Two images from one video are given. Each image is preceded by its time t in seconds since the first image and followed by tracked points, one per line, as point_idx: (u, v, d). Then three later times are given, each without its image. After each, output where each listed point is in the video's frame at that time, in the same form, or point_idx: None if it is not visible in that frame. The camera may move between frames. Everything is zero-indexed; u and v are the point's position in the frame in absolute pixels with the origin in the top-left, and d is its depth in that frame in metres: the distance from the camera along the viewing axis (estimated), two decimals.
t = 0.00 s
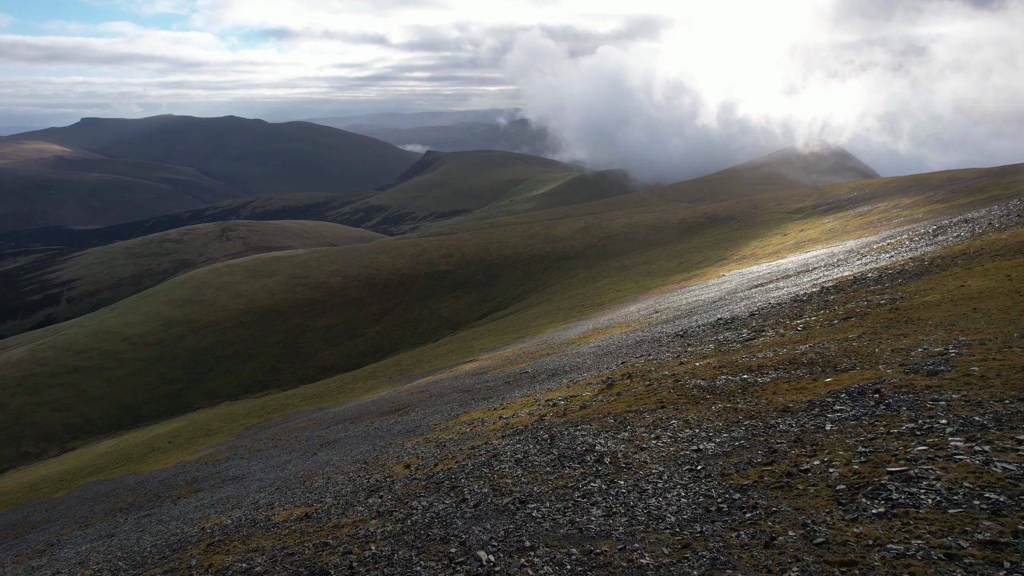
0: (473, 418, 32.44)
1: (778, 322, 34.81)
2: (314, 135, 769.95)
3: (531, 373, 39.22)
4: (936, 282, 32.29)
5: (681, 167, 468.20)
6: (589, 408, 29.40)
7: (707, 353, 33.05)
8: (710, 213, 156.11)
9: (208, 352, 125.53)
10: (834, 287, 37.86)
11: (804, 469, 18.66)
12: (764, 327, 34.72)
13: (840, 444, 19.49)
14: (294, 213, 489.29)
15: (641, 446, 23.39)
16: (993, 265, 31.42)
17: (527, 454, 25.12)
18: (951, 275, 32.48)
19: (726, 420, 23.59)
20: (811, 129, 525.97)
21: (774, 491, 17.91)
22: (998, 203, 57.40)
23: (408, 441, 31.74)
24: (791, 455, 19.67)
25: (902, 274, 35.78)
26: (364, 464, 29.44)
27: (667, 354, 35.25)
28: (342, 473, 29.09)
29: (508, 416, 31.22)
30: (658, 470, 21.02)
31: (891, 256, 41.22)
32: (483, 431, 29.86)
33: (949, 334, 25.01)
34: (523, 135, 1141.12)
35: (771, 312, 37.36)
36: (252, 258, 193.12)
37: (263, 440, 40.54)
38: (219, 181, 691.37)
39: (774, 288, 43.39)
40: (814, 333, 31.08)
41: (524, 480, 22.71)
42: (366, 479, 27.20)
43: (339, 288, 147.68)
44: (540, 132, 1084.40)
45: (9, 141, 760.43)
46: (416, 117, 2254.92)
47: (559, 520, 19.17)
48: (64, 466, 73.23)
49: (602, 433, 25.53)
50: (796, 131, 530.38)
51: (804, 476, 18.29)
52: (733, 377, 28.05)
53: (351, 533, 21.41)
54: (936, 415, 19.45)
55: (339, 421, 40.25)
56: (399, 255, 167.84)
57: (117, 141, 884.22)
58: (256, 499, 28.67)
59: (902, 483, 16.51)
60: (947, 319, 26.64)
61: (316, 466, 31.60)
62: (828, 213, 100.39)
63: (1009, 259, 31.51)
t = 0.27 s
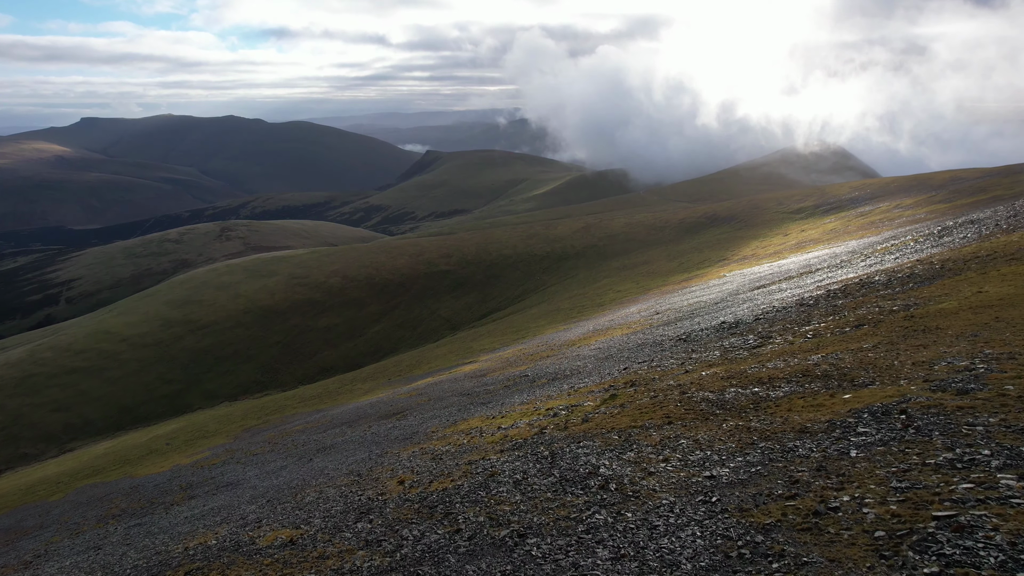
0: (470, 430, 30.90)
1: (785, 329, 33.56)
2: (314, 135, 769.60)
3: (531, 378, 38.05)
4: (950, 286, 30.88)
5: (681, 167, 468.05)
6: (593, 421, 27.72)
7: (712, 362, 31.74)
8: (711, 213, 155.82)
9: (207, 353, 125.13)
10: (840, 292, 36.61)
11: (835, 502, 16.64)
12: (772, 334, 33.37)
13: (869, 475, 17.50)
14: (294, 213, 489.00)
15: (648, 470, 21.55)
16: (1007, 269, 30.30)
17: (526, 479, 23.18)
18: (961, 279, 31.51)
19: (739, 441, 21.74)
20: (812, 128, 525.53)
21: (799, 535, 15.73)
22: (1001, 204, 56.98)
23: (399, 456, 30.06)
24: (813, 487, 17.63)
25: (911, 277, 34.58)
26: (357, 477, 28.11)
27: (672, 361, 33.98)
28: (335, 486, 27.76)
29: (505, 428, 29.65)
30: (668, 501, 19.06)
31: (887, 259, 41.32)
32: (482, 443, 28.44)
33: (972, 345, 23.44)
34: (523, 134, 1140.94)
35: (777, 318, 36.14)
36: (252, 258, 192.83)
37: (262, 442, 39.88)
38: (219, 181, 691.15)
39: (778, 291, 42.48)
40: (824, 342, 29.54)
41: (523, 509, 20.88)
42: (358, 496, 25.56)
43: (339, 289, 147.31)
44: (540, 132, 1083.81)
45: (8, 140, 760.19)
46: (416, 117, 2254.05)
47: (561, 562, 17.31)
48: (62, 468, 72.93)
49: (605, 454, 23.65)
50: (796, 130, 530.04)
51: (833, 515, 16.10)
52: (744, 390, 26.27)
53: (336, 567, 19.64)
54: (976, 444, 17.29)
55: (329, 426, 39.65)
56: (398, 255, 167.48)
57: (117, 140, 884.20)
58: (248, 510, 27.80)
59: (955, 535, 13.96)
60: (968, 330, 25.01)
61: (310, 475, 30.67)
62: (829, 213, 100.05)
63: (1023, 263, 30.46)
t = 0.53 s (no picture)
0: (467, 440, 29.60)
1: (791, 335, 32.46)
2: (314, 134, 769.06)
3: (531, 384, 36.95)
4: (965, 291, 29.73)
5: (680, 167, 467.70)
6: (595, 435, 26.19)
7: (716, 370, 30.58)
8: (711, 213, 155.48)
9: (206, 353, 124.70)
10: (848, 295, 35.54)
11: (869, 546, 14.57)
12: (779, 341, 32.06)
13: (906, 512, 15.52)
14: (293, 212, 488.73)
15: (656, 497, 19.75)
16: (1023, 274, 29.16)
17: (525, 505, 21.17)
18: (973, 281, 30.75)
19: (754, 464, 19.94)
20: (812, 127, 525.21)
21: None
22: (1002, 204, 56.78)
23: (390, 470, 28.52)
24: (845, 526, 15.60)
25: (919, 280, 33.68)
26: (350, 490, 26.88)
27: (677, 368, 32.81)
28: (327, 499, 26.51)
29: (502, 441, 28.27)
30: (682, 535, 17.10)
31: (890, 260, 41.02)
32: (478, 455, 27.15)
33: (1000, 357, 21.88)
34: (523, 134, 1140.37)
35: (784, 322, 35.00)
36: (252, 258, 192.46)
37: (258, 446, 39.35)
38: (219, 181, 690.77)
39: (782, 294, 41.66)
40: (835, 349, 28.19)
41: (522, 541, 18.90)
42: (349, 514, 24.04)
43: (338, 289, 147.00)
44: (540, 131, 1083.10)
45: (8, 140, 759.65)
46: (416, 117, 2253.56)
47: None
48: (60, 469, 72.61)
49: (609, 476, 21.85)
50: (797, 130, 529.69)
51: (876, 563, 13.98)
52: (754, 404, 24.80)
53: None
54: None
55: (325, 428, 39.22)
56: (398, 255, 167.08)
57: (117, 140, 883.68)
58: (238, 521, 26.83)
59: None
60: (993, 339, 23.51)
61: (304, 484, 29.74)
62: (830, 213, 99.63)
63: None
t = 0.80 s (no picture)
0: (466, 452, 28.54)
1: (799, 341, 31.48)
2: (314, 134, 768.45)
3: (531, 390, 36.04)
4: (980, 297, 28.69)
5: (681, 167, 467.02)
6: (599, 451, 24.99)
7: (722, 378, 29.62)
8: (711, 213, 155.04)
9: (205, 354, 124.33)
10: (856, 300, 34.60)
11: None
12: (787, 348, 30.98)
13: (950, 560, 13.96)
14: (293, 212, 488.20)
15: (666, 528, 18.37)
16: None
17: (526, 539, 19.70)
18: (983, 284, 30.10)
19: (772, 492, 18.61)
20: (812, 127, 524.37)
21: None
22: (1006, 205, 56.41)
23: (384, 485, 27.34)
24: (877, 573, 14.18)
25: (930, 283, 32.73)
26: (344, 505, 25.85)
27: (681, 375, 31.87)
28: (320, 515, 25.49)
29: (502, 454, 27.18)
30: None
31: (894, 261, 40.69)
32: (477, 470, 26.13)
33: None
34: (523, 134, 1139.33)
35: (791, 328, 34.00)
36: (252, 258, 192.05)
37: (254, 450, 38.83)
38: (218, 181, 690.31)
39: (787, 296, 40.84)
40: (847, 358, 27.06)
41: None
42: (341, 536, 22.85)
43: (337, 289, 146.71)
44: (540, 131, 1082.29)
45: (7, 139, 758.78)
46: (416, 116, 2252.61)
47: None
48: (58, 470, 72.27)
49: (615, 504, 20.51)
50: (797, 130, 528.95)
51: None
52: (767, 420, 23.58)
53: None
54: None
55: (321, 433, 38.61)
56: (398, 255, 166.64)
57: (117, 140, 882.83)
58: (228, 535, 25.91)
59: None
60: (1018, 352, 22.19)
61: (298, 493, 28.93)
62: (832, 213, 99.14)
63: None
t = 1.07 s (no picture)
0: (462, 464, 27.17)
1: (807, 348, 30.33)
2: (313, 134, 768.16)
3: (529, 398, 34.77)
4: (996, 305, 27.57)
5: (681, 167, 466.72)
6: (602, 467, 23.41)
7: (729, 387, 28.38)
8: (712, 213, 154.73)
9: (204, 354, 123.89)
10: (865, 305, 33.57)
11: None
12: (794, 356, 29.82)
13: None
14: (293, 212, 487.81)
15: (677, 564, 16.41)
16: None
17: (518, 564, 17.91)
18: (993, 288, 29.55)
19: (794, 525, 16.78)
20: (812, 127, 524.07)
21: None
22: (1008, 205, 56.31)
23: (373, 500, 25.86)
24: None
25: (940, 287, 31.88)
26: (335, 520, 24.31)
27: (685, 383, 30.64)
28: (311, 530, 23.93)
29: (500, 467, 25.74)
30: None
31: (897, 263, 40.51)
32: (474, 485, 24.46)
33: None
34: (523, 134, 1138.98)
35: (798, 334, 32.84)
36: (251, 258, 191.79)
37: (249, 455, 37.92)
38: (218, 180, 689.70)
39: (791, 300, 39.90)
40: (860, 370, 25.77)
41: None
42: (330, 554, 21.31)
43: (337, 289, 146.43)
44: (540, 130, 1081.87)
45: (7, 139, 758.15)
46: (415, 117, 2251.90)
47: None
48: (56, 472, 71.85)
49: (621, 532, 18.50)
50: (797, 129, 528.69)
51: None
52: (780, 438, 21.96)
53: None
54: None
55: (316, 438, 37.65)
56: (398, 255, 166.41)
57: (116, 140, 882.50)
58: (213, 551, 24.59)
59: None
60: None
61: (292, 503, 27.79)
62: (834, 213, 98.72)
63: None
